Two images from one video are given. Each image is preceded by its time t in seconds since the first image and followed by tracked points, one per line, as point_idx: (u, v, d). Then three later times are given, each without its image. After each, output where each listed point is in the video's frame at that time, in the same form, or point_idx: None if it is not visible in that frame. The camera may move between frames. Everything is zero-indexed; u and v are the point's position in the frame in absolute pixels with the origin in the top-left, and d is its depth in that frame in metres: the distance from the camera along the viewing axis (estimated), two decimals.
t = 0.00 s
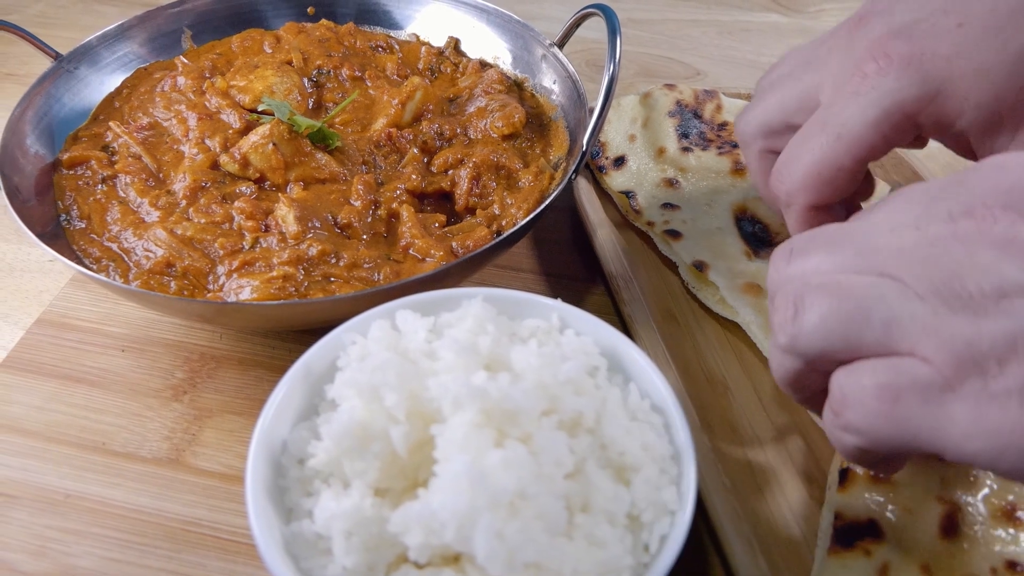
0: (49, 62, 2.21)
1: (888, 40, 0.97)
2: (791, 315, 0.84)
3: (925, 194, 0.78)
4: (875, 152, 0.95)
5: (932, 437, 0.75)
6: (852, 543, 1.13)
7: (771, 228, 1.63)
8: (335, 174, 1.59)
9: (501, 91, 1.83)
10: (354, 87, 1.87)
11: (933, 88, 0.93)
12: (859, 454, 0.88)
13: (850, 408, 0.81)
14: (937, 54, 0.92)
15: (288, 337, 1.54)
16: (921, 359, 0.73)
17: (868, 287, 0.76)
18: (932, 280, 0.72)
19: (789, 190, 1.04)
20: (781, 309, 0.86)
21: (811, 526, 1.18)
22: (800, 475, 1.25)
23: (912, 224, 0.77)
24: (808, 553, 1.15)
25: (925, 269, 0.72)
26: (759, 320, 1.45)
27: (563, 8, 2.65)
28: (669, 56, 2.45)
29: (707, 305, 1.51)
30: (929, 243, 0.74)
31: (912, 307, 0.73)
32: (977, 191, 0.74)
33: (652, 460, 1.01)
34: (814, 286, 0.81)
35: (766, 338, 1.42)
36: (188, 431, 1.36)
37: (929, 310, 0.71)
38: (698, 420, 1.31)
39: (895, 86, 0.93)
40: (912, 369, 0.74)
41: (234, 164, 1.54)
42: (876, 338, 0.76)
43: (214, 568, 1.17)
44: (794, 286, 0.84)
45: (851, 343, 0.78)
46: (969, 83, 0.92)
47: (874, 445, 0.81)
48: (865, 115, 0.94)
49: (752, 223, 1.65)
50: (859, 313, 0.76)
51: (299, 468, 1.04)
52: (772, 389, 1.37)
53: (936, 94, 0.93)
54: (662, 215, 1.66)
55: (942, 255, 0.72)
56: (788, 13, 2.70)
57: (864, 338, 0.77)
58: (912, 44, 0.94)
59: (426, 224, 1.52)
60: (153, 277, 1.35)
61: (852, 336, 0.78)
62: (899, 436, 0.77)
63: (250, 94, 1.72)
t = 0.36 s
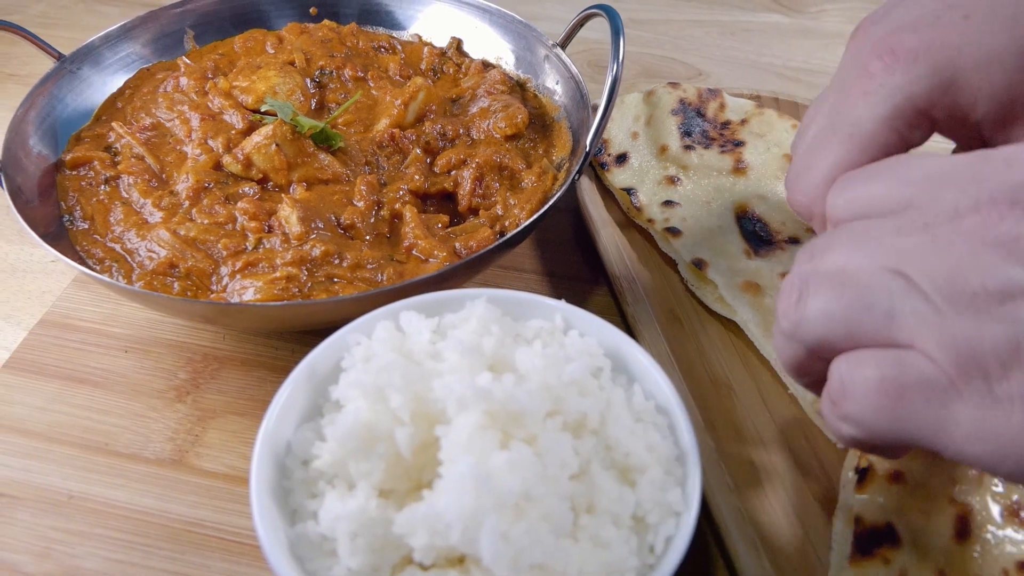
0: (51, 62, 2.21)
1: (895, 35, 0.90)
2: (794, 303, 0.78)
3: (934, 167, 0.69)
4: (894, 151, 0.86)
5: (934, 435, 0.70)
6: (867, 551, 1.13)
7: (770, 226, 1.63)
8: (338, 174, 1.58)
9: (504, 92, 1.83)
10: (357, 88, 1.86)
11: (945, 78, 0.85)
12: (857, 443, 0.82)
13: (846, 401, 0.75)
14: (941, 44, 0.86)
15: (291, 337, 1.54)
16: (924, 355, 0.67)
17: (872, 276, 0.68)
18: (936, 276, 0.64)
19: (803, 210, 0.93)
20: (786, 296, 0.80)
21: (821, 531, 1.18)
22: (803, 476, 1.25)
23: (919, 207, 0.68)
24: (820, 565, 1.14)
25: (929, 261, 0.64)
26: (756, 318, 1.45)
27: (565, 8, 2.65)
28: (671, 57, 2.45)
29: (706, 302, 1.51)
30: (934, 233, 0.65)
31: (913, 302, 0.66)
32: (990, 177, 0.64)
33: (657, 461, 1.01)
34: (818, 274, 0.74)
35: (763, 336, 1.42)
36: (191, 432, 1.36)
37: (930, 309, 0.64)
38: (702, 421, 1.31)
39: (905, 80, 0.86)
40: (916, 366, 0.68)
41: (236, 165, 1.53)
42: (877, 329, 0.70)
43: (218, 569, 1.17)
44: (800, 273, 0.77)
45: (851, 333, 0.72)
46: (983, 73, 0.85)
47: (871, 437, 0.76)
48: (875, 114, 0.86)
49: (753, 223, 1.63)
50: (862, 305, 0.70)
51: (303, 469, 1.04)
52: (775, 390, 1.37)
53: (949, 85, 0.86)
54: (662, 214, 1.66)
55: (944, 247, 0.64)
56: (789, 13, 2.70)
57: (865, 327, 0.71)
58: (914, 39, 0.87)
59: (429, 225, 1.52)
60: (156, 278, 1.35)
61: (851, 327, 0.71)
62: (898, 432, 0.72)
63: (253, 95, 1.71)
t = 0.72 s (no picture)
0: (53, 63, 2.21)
1: (880, 23, 0.97)
2: (777, 342, 0.75)
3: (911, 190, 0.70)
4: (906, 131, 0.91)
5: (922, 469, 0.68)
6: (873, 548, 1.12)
7: (773, 226, 1.62)
8: (340, 175, 1.58)
9: (506, 92, 1.83)
10: (359, 88, 1.86)
11: (935, 53, 0.93)
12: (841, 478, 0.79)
13: (831, 439, 0.72)
14: (927, 20, 0.94)
15: (293, 337, 1.53)
16: (909, 391, 0.65)
17: (857, 309, 0.68)
18: (920, 306, 0.63)
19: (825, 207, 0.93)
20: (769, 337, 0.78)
21: (825, 529, 1.19)
22: (806, 476, 1.25)
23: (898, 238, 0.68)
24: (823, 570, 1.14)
25: (914, 294, 0.64)
26: (759, 319, 1.44)
27: (567, 8, 2.65)
28: (673, 57, 2.45)
29: (708, 303, 1.51)
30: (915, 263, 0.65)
31: (898, 338, 0.65)
32: (965, 200, 0.64)
33: (662, 463, 1.01)
34: (802, 311, 0.73)
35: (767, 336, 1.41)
36: (194, 433, 1.36)
37: (917, 343, 0.64)
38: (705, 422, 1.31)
39: (895, 62, 0.92)
40: (903, 403, 0.66)
41: (239, 166, 1.53)
42: (861, 367, 0.68)
43: (221, 570, 1.17)
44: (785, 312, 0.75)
45: (836, 371, 0.69)
46: (970, 44, 0.93)
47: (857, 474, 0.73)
48: (876, 98, 0.91)
49: (755, 223, 1.63)
50: (849, 340, 0.67)
51: (308, 470, 1.04)
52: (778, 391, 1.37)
53: (940, 60, 0.94)
54: (665, 214, 1.65)
55: (924, 274, 0.64)
56: (791, 13, 2.70)
57: (849, 366, 0.68)
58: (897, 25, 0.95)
59: (432, 226, 1.52)
60: (159, 279, 1.35)
61: (836, 365, 0.69)
62: (885, 468, 0.70)
63: (255, 96, 1.71)
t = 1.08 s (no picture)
0: (55, 63, 2.21)
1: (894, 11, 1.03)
2: (781, 357, 0.77)
3: (922, 205, 0.73)
4: (935, 106, 0.96)
5: (928, 482, 0.67)
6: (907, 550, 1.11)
7: (776, 226, 1.62)
8: (343, 176, 1.58)
9: (509, 93, 1.83)
10: (362, 89, 1.86)
11: (953, 33, 0.99)
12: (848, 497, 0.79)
13: (834, 453, 0.71)
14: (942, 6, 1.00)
15: (297, 337, 1.53)
16: (911, 402, 0.65)
17: (862, 318, 0.69)
18: (922, 313, 0.65)
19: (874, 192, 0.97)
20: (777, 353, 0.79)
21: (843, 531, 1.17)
22: (810, 477, 1.25)
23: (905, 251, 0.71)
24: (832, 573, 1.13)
25: (916, 303, 0.66)
26: (763, 321, 1.44)
27: (569, 9, 2.65)
28: (676, 58, 2.45)
29: (712, 304, 1.51)
30: (920, 271, 0.67)
31: (899, 348, 0.66)
32: (967, 207, 0.67)
33: (666, 464, 1.01)
34: (808, 322, 0.74)
35: (770, 338, 1.41)
36: (197, 433, 1.36)
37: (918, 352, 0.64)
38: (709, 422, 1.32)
39: (913, 43, 0.98)
40: (905, 416, 0.65)
41: (242, 166, 1.54)
42: (862, 379, 0.68)
43: (225, 570, 1.17)
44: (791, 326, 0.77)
45: (837, 384, 0.70)
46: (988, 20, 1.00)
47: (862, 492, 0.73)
48: (901, 81, 0.97)
49: (758, 223, 1.63)
50: (852, 348, 0.68)
51: (312, 471, 1.04)
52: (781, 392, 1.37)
53: (959, 37, 1.00)
54: (668, 215, 1.65)
55: (925, 281, 0.65)
56: (793, 13, 2.70)
57: (849, 378, 0.69)
58: (912, 8, 1.01)
59: (435, 226, 1.52)
60: (162, 280, 1.35)
61: (838, 378, 0.70)
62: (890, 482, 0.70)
63: (258, 96, 1.71)
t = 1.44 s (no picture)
0: (57, 64, 2.21)
1: None
2: (794, 339, 0.72)
3: (945, 177, 0.67)
4: (925, 60, 1.03)
5: (937, 477, 0.67)
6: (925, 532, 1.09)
7: (779, 227, 1.62)
8: (346, 177, 1.58)
9: (511, 94, 1.83)
10: (364, 89, 1.86)
11: None
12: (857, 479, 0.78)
13: (842, 441, 0.70)
14: None
15: (299, 337, 1.53)
16: (927, 397, 0.62)
17: (879, 303, 0.64)
18: (943, 306, 0.60)
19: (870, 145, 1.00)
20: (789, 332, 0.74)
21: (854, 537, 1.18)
22: (814, 478, 1.25)
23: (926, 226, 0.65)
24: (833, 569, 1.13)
25: (936, 292, 0.61)
26: (766, 321, 1.44)
27: (570, 9, 2.65)
28: (678, 58, 2.45)
29: (715, 305, 1.51)
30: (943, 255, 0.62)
31: (916, 339, 0.61)
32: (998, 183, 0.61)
33: (670, 465, 1.01)
34: (824, 303, 0.69)
35: (774, 339, 1.41)
36: (201, 434, 1.36)
37: (936, 346, 0.60)
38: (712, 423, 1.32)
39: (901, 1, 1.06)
40: (919, 411, 0.63)
41: (245, 167, 1.54)
42: (875, 368, 0.65)
43: (229, 571, 1.17)
44: (806, 306, 0.72)
45: (850, 371, 0.67)
46: None
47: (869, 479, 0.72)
48: (891, 40, 1.04)
49: (761, 224, 1.63)
50: (869, 336, 0.64)
51: (316, 472, 1.04)
52: (784, 392, 1.37)
53: None
54: (671, 215, 1.65)
55: (947, 268, 0.60)
56: (794, 14, 2.70)
57: (863, 366, 0.66)
58: None
59: (438, 227, 1.52)
60: (165, 281, 1.35)
61: (851, 365, 0.66)
62: (898, 472, 0.69)
63: (261, 96, 1.70)
